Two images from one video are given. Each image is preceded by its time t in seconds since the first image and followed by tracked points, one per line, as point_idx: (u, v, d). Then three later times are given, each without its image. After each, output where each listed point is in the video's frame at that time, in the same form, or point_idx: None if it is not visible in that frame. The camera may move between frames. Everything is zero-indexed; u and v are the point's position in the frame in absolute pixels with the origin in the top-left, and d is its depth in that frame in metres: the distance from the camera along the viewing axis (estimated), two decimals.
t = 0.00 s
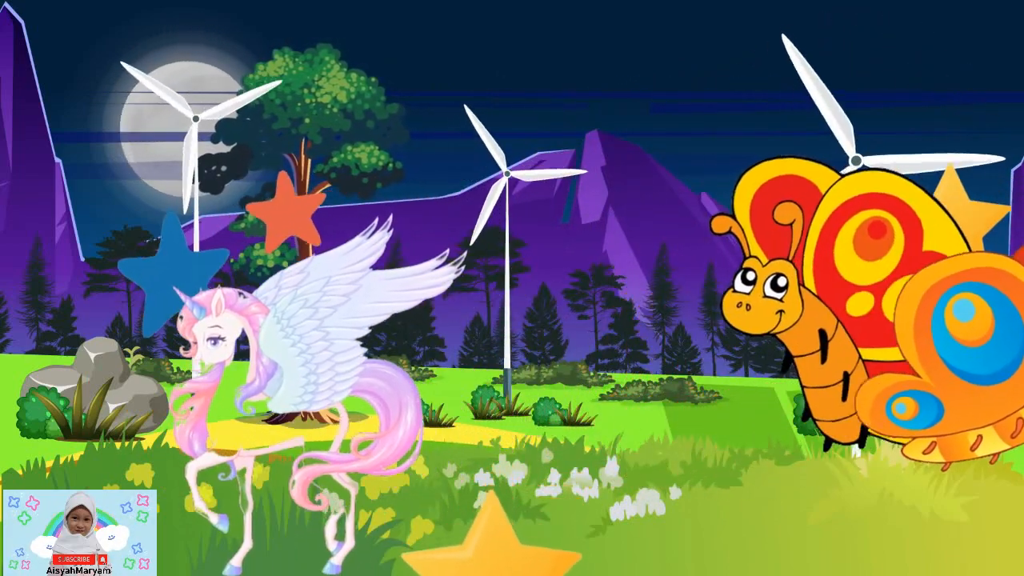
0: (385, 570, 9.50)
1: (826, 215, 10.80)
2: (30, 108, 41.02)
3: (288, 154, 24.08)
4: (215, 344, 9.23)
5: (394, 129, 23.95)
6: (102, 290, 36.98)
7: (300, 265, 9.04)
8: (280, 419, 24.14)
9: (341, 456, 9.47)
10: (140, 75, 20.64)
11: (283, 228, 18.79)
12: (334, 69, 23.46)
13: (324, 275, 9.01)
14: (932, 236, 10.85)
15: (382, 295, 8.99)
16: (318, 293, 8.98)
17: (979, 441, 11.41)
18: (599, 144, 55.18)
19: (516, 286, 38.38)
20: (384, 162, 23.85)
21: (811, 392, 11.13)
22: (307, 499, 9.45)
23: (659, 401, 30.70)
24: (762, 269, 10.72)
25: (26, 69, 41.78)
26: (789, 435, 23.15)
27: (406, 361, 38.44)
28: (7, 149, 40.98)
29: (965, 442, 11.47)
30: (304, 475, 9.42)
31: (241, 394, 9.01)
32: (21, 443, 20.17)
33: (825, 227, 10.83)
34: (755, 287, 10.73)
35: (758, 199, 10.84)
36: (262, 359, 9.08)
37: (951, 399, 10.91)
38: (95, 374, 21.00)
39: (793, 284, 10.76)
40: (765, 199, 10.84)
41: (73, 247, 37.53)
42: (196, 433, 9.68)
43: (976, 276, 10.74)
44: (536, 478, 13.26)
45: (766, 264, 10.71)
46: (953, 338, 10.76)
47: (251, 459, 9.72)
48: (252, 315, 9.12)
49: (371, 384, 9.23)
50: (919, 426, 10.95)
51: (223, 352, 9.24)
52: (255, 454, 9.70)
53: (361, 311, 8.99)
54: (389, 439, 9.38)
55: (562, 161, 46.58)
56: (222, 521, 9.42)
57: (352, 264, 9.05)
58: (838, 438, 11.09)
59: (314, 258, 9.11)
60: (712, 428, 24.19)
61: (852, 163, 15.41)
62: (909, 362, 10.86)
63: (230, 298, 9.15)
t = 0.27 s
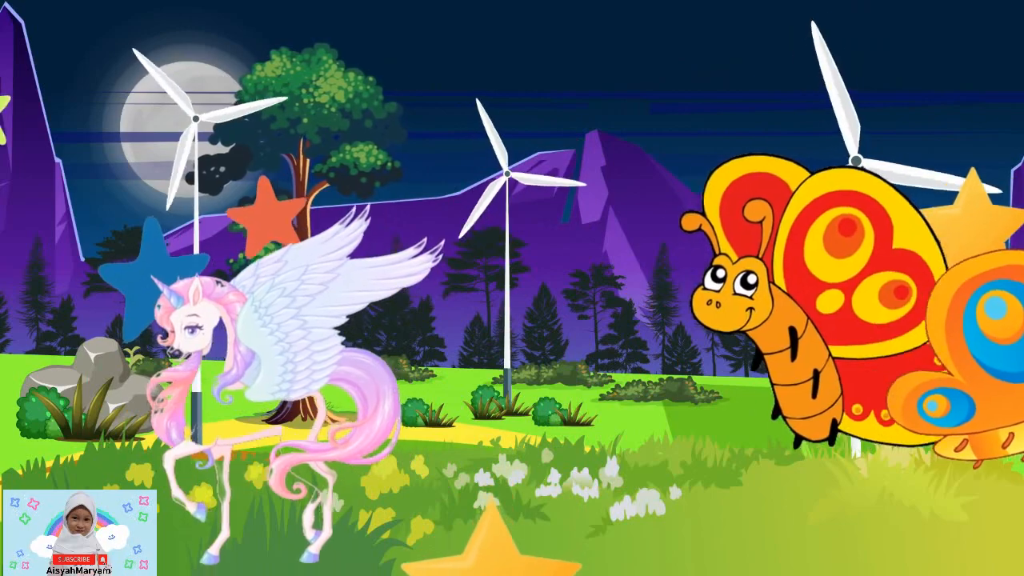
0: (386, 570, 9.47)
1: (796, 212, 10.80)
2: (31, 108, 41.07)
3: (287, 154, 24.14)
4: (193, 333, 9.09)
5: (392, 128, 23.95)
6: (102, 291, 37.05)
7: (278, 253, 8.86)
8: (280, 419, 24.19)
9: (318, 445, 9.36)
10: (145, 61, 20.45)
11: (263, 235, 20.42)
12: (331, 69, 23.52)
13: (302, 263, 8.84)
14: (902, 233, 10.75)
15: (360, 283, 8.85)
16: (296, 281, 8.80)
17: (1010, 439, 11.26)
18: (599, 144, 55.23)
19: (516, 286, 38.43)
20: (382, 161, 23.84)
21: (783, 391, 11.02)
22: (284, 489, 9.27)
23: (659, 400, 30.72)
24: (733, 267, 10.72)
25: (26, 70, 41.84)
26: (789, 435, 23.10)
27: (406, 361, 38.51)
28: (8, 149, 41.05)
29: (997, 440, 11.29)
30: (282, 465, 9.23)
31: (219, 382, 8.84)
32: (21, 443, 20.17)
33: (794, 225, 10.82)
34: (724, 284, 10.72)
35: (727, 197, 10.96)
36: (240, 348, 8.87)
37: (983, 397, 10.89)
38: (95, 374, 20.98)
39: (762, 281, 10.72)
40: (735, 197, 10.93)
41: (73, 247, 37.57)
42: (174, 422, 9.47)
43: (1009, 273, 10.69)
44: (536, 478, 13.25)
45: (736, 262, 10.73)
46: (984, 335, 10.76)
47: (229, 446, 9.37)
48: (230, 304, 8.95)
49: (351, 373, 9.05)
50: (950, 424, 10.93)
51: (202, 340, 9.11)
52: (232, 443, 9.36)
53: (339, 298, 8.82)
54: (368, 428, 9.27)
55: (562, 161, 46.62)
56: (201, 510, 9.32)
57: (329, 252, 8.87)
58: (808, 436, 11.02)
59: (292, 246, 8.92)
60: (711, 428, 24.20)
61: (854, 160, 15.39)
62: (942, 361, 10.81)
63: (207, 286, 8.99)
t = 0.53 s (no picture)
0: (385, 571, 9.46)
1: (763, 211, 10.93)
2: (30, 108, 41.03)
3: (286, 154, 24.04)
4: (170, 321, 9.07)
5: (391, 127, 23.98)
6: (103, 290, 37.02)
7: (255, 243, 9.07)
8: (280, 419, 24.20)
9: (297, 434, 9.41)
10: (160, 53, 20.32)
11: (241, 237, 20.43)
12: (329, 68, 23.58)
13: (279, 252, 9.05)
14: (873, 231, 10.88)
15: (338, 272, 9.08)
16: (273, 270, 9.00)
17: None
18: (599, 145, 55.21)
19: (516, 286, 38.42)
20: (381, 161, 23.84)
21: (752, 388, 11.16)
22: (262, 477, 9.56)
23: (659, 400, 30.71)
24: (703, 264, 10.85)
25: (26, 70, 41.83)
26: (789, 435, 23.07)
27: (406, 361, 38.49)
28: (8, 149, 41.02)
29: None
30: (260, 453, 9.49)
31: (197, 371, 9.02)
32: (20, 442, 20.15)
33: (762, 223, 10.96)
34: (694, 281, 10.84)
35: (699, 190, 11.04)
36: (218, 337, 9.05)
37: (1015, 394, 11.35)
38: (95, 375, 20.72)
39: (732, 279, 10.86)
40: (705, 192, 11.03)
41: (73, 247, 37.56)
42: (151, 411, 9.51)
43: None
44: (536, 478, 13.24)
45: (705, 259, 10.86)
46: (1015, 332, 11.22)
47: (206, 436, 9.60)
48: (207, 293, 9.06)
49: (328, 362, 9.22)
50: (983, 421, 11.39)
51: (179, 329, 9.09)
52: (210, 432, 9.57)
53: (317, 287, 9.03)
54: (346, 417, 9.44)
55: (562, 162, 46.64)
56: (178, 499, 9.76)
57: (307, 241, 9.12)
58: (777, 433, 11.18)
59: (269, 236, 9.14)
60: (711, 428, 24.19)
61: (853, 161, 15.40)
62: (976, 359, 11.29)
63: (187, 275, 9.07)
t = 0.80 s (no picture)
0: (385, 570, 9.47)
1: (736, 207, 12.08)
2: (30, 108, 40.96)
3: (285, 154, 23.92)
4: (148, 310, 9.41)
5: (389, 126, 24.02)
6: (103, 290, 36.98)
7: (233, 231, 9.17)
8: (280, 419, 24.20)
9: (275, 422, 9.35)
10: (174, 50, 20.22)
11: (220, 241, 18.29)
12: (326, 68, 23.67)
13: (257, 241, 9.14)
14: (842, 228, 12.01)
15: (315, 261, 9.14)
16: (250, 259, 9.08)
17: None
18: (600, 144, 55.12)
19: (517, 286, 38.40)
20: (380, 160, 23.84)
21: (721, 385, 12.33)
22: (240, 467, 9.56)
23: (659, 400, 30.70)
24: (672, 262, 12.00)
25: (26, 70, 41.79)
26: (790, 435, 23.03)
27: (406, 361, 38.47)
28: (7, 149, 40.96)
29: None
30: (238, 443, 9.48)
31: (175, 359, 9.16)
32: (20, 442, 20.14)
33: (733, 221, 12.10)
34: (664, 278, 12.00)
35: (668, 192, 12.11)
36: (195, 326, 9.16)
37: None
38: (95, 375, 20.77)
39: (702, 276, 12.02)
40: (675, 192, 12.10)
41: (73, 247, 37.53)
42: (128, 400, 9.69)
43: None
44: (536, 478, 13.22)
45: (675, 258, 11.99)
46: None
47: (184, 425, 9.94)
48: (184, 281, 9.31)
49: (306, 352, 9.26)
50: (1015, 417, 13.02)
51: (156, 317, 9.43)
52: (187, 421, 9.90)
53: (294, 275, 9.09)
54: (324, 405, 9.45)
55: (562, 162, 46.63)
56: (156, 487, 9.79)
57: (285, 230, 9.20)
58: (745, 429, 12.32)
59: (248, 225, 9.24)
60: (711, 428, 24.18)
61: (855, 163, 15.40)
62: (1006, 360, 13.00)
63: (163, 264, 9.36)
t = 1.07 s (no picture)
0: (385, 570, 9.48)
1: (704, 205, 12.00)
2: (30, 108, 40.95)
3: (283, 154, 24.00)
4: (126, 299, 9.50)
5: (388, 125, 24.03)
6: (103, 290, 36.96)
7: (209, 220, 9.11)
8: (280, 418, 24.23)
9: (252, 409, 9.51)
10: (187, 48, 20.24)
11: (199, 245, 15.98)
12: (324, 68, 23.66)
13: (233, 230, 9.09)
14: (814, 226, 11.91)
15: (291, 250, 9.11)
16: (227, 248, 9.04)
17: None
18: (599, 144, 55.09)
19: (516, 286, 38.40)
20: (379, 159, 23.84)
21: (692, 383, 12.18)
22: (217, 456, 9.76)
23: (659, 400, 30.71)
24: (643, 259, 11.84)
25: (26, 70, 41.78)
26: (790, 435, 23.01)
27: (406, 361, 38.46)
28: (7, 148, 40.93)
29: None
30: (214, 433, 9.65)
31: (152, 349, 9.13)
32: (20, 442, 20.13)
33: (701, 219, 12.01)
34: (635, 276, 11.81)
35: (638, 189, 12.08)
36: (173, 314, 9.16)
37: None
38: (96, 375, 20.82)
39: (672, 273, 11.86)
40: (644, 189, 12.07)
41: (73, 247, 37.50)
42: (106, 389, 9.85)
43: None
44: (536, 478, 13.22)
45: (645, 255, 11.85)
46: None
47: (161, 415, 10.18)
48: (161, 270, 9.33)
49: (285, 340, 9.21)
50: None
51: (134, 306, 9.52)
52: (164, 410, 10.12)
53: (271, 263, 9.05)
54: (301, 394, 9.46)
55: (562, 162, 46.61)
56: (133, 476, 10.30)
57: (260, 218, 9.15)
58: (716, 426, 12.26)
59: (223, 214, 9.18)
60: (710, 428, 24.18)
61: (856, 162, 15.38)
62: None
63: (141, 253, 9.40)
